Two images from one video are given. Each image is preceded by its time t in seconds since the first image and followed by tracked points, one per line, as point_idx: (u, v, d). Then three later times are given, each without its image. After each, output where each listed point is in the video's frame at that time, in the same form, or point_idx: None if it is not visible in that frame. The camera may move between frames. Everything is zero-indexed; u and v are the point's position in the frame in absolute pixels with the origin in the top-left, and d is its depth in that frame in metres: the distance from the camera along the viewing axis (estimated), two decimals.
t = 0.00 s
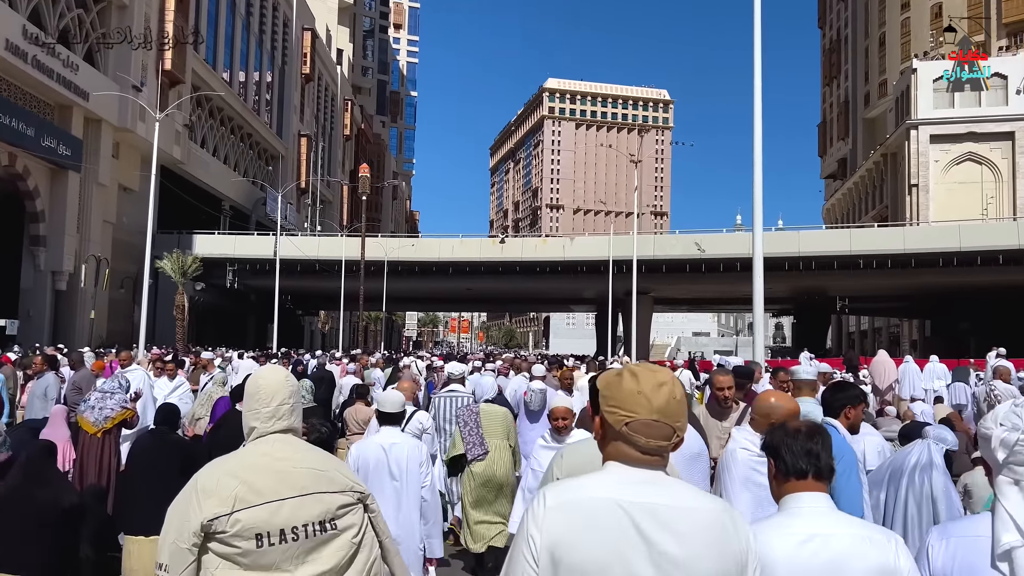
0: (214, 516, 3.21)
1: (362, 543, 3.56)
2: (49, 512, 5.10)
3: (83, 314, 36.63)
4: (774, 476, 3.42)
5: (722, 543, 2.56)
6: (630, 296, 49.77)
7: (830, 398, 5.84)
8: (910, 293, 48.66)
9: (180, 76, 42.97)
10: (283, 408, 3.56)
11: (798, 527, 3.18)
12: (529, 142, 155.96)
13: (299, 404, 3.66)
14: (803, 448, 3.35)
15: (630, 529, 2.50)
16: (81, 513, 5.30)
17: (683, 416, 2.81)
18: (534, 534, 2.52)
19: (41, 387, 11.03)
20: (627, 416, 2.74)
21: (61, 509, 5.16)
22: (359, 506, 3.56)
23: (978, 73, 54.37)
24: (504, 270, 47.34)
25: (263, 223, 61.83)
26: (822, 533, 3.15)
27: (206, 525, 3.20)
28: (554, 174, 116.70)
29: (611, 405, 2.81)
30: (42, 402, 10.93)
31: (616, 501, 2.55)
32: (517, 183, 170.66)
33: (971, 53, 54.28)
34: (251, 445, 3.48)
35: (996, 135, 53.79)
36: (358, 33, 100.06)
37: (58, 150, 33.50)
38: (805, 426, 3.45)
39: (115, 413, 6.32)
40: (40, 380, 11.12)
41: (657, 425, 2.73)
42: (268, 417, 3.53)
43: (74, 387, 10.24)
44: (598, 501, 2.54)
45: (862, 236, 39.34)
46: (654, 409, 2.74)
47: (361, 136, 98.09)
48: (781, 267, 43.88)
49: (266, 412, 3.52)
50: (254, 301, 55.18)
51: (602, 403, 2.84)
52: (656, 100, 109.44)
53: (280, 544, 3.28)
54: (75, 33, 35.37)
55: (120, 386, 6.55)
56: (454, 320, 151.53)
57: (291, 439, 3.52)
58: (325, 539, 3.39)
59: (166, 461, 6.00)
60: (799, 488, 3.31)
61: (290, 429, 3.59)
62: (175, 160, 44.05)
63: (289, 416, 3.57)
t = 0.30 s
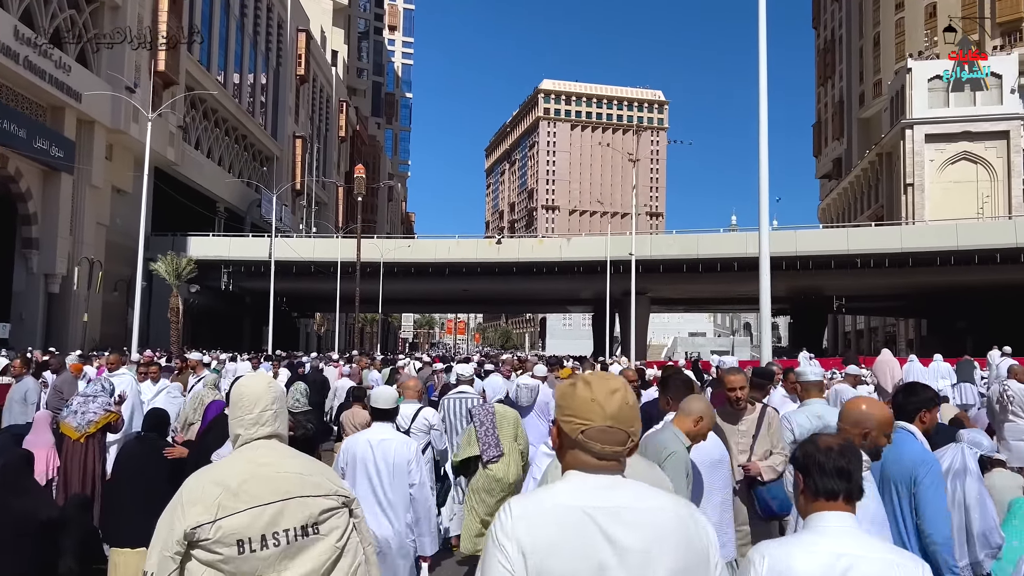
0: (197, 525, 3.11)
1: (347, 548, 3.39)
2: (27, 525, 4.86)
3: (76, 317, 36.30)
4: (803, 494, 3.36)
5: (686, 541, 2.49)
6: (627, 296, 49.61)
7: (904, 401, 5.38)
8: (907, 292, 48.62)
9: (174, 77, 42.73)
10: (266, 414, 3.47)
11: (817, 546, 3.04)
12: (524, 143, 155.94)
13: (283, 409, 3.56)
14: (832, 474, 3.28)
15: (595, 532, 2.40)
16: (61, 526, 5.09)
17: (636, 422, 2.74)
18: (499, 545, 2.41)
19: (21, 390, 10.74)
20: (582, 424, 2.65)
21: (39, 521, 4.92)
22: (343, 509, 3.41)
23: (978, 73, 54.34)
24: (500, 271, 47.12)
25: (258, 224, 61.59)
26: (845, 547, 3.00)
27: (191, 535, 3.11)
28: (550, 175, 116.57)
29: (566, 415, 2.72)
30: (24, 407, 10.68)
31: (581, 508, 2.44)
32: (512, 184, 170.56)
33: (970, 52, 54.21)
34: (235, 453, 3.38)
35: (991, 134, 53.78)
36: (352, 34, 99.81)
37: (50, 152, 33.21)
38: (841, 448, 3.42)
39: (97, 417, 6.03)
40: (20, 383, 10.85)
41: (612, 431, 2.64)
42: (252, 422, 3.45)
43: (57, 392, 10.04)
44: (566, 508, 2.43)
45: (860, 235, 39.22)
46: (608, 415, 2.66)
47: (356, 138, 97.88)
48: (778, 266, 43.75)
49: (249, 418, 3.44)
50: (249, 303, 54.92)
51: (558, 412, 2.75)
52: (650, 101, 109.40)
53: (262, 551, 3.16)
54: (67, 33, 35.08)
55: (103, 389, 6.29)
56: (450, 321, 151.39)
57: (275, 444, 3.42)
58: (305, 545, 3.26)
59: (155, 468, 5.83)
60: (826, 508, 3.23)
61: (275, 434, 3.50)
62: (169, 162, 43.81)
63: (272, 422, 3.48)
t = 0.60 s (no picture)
0: (185, 521, 3.32)
1: (326, 565, 3.47)
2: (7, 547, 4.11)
3: (67, 322, 35.89)
4: (823, 486, 3.31)
5: (603, 539, 2.51)
6: (622, 299, 49.45)
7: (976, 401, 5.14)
8: (902, 294, 48.58)
9: (166, 79, 42.41)
10: (273, 423, 3.59)
11: (836, 536, 2.94)
12: (518, 146, 155.66)
13: (293, 422, 3.68)
14: (851, 469, 3.22)
15: (511, 537, 2.40)
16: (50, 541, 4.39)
17: (552, 420, 2.84)
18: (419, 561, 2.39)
19: None
20: (496, 428, 2.72)
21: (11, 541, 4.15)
22: (332, 527, 3.51)
23: (977, 74, 54.39)
24: (495, 274, 46.93)
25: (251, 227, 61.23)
26: (868, 541, 2.88)
27: (179, 530, 3.32)
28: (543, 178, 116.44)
29: (481, 417, 2.79)
30: None
31: (506, 519, 2.42)
32: (506, 186, 170.43)
33: (969, 53, 54.15)
34: (242, 458, 3.54)
35: (984, 136, 53.85)
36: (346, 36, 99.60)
37: (40, 154, 32.88)
38: (862, 440, 3.36)
39: (74, 424, 6.22)
40: None
41: (527, 430, 2.71)
42: (258, 430, 3.58)
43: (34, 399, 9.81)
44: (485, 516, 2.42)
45: (856, 236, 39.09)
46: (521, 416, 2.73)
47: (349, 140, 97.63)
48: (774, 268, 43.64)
49: (255, 426, 3.57)
50: (243, 307, 54.57)
51: (472, 417, 2.82)
52: (644, 103, 109.33)
53: (238, 555, 3.35)
54: (56, 33, 34.77)
55: (77, 394, 6.47)
56: (444, 324, 151.04)
57: (278, 453, 3.55)
58: (279, 557, 3.38)
59: (136, 483, 5.59)
60: (848, 500, 3.18)
61: (281, 445, 3.61)
62: (160, 164, 43.47)
63: (278, 432, 3.59)
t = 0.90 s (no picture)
0: (214, 526, 3.39)
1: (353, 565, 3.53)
2: None
3: (52, 326, 35.45)
4: (795, 501, 3.09)
5: (546, 547, 2.57)
6: (614, 303, 49.35)
7: None
8: (893, 297, 48.61)
9: (155, 81, 42.07)
10: (299, 423, 3.73)
11: (810, 556, 2.78)
12: (509, 151, 155.62)
13: (317, 421, 3.83)
14: (825, 489, 2.99)
15: (451, 543, 2.45)
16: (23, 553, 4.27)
17: (505, 431, 2.92)
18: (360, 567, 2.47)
19: None
20: (444, 436, 2.83)
21: None
22: (358, 531, 3.57)
23: (978, 73, 54.42)
24: (486, 277, 46.71)
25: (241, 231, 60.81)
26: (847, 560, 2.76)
27: (209, 534, 3.38)
28: (534, 182, 116.32)
29: (433, 426, 2.91)
30: None
31: (445, 527, 2.48)
32: (497, 191, 170.27)
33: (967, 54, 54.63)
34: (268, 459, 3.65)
35: (973, 140, 54.01)
36: (336, 39, 99.33)
37: (26, 157, 32.52)
38: (837, 456, 3.10)
39: (43, 432, 6.08)
40: None
41: (474, 441, 2.80)
42: (284, 430, 3.71)
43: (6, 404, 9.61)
44: (423, 525, 2.47)
45: (847, 240, 39.08)
46: (469, 426, 2.83)
47: (339, 144, 97.29)
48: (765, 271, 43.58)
49: (281, 425, 3.70)
50: (232, 312, 54.12)
51: (426, 427, 2.93)
52: (635, 107, 109.45)
53: (266, 557, 3.40)
54: (44, 35, 34.41)
55: (46, 405, 6.32)
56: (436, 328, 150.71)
57: (302, 455, 3.66)
58: (309, 560, 3.44)
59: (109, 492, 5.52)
60: (820, 518, 2.99)
61: (304, 446, 3.73)
62: (149, 168, 43.10)
63: (302, 431, 3.72)
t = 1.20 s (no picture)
0: (232, 546, 3.52)
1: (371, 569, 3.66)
2: None
3: (36, 331, 35.00)
4: (762, 503, 3.25)
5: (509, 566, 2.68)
6: (603, 307, 49.27)
7: None
8: (881, 301, 48.74)
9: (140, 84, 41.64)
10: (302, 438, 3.87)
11: (778, 555, 2.93)
12: (498, 155, 155.44)
13: (320, 434, 3.98)
14: (789, 489, 3.17)
15: (418, 556, 2.62)
16: None
17: (481, 446, 3.02)
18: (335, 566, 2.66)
19: None
20: (421, 447, 2.95)
21: None
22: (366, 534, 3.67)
23: (975, 73, 54.57)
24: (475, 282, 46.45)
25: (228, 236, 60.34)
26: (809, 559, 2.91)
27: (227, 554, 3.52)
28: (523, 186, 116.16)
29: (413, 438, 3.03)
30: None
31: (410, 532, 2.66)
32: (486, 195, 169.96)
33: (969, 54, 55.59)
34: (275, 475, 3.79)
35: (960, 145, 54.22)
36: (325, 43, 98.99)
37: (10, 160, 32.16)
38: (799, 457, 3.28)
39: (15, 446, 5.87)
40: None
41: (450, 454, 2.91)
42: (289, 446, 3.85)
43: None
44: (392, 533, 2.66)
45: (837, 244, 39.10)
46: (446, 440, 2.95)
47: (328, 148, 96.86)
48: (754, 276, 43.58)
49: (285, 441, 3.84)
50: (219, 316, 53.65)
51: (405, 439, 3.06)
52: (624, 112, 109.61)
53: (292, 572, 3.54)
54: (27, 36, 33.97)
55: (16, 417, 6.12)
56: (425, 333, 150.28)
57: (308, 468, 3.80)
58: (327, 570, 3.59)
59: (78, 508, 5.29)
60: (787, 519, 3.15)
61: (309, 459, 3.88)
62: (135, 171, 42.68)
63: (306, 446, 3.88)
